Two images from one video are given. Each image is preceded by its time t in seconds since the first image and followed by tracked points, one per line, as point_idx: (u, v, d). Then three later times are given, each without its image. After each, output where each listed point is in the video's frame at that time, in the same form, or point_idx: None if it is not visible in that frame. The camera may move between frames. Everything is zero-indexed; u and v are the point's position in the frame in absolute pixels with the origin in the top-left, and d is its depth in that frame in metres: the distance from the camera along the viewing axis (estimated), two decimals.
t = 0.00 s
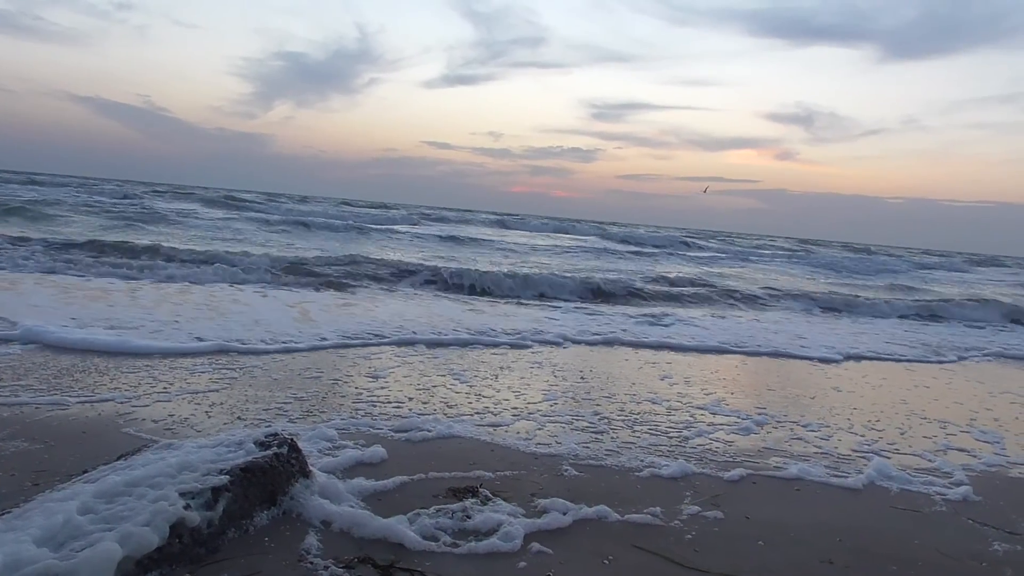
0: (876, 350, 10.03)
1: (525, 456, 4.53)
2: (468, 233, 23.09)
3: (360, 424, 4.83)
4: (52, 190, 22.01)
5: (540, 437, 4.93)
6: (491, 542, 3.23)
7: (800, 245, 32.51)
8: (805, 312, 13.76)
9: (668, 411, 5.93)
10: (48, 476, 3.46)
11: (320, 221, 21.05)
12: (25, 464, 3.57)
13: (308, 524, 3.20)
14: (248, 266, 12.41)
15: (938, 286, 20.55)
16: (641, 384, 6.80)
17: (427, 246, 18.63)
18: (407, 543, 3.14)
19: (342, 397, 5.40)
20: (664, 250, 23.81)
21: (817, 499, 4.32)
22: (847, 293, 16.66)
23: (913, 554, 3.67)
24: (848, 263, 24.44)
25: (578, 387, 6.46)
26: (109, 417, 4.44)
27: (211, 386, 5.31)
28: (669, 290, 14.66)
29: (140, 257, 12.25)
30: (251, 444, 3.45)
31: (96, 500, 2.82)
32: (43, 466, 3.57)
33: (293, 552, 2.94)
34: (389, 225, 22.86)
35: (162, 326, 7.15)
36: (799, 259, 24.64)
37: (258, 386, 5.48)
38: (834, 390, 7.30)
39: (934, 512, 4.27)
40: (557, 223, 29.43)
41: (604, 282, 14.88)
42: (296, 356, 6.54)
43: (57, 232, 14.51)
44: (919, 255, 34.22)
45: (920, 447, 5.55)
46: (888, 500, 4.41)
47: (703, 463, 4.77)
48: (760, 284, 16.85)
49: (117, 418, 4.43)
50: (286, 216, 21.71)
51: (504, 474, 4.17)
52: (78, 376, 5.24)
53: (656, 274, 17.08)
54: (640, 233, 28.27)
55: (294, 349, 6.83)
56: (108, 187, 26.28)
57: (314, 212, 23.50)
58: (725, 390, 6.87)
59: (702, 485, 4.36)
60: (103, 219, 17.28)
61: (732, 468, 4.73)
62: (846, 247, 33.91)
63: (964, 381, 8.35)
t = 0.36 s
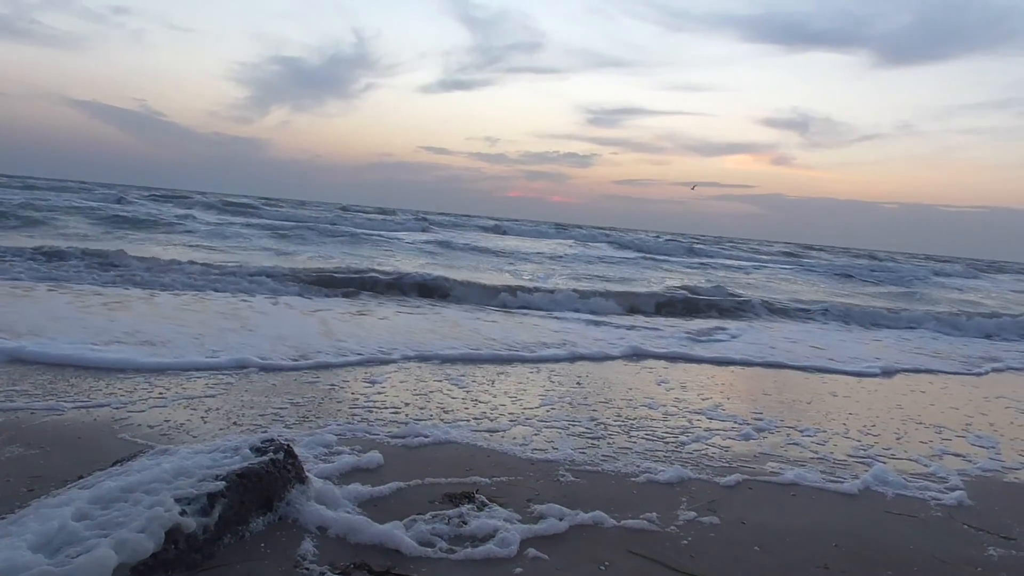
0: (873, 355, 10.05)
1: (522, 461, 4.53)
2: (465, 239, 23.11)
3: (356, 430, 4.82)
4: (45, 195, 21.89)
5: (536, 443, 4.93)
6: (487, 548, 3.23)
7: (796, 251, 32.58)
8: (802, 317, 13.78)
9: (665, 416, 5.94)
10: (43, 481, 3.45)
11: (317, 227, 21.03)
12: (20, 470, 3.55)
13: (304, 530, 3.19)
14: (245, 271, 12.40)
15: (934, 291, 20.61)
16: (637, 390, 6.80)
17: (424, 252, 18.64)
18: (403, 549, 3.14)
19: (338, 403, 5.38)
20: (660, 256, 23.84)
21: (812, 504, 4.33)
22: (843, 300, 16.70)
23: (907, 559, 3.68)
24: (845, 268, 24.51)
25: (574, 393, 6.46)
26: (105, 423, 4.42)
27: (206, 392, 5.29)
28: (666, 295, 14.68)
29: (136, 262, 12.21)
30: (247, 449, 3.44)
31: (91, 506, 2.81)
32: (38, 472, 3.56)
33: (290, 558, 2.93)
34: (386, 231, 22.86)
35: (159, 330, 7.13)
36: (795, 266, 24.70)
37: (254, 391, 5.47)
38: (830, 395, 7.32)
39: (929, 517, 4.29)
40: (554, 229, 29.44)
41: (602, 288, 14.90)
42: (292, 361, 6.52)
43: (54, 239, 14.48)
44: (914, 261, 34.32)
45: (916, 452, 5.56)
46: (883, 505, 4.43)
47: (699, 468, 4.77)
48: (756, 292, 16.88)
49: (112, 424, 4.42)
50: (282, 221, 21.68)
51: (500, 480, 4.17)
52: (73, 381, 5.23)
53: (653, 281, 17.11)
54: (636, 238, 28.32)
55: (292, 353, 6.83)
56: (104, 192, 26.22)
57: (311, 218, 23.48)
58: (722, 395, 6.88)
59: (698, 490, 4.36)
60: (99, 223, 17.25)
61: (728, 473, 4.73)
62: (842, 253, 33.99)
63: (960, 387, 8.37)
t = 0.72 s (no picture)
0: (870, 357, 10.08)
1: (522, 466, 4.53)
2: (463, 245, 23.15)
3: (356, 436, 4.82)
4: (41, 204, 21.88)
5: (536, 448, 4.93)
6: (488, 553, 3.23)
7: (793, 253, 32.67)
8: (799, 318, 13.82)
9: (664, 420, 5.95)
10: (42, 491, 3.44)
11: (315, 234, 21.06)
12: (20, 479, 3.55)
13: (304, 537, 3.19)
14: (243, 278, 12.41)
15: (930, 293, 20.68)
16: (637, 393, 6.81)
17: (422, 258, 18.65)
18: (403, 555, 3.14)
19: (337, 409, 5.38)
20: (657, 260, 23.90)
21: (812, 507, 4.34)
22: (839, 303, 16.75)
23: (907, 561, 3.68)
24: (842, 271, 24.59)
25: (574, 397, 6.47)
26: (103, 431, 4.42)
27: (205, 399, 5.29)
28: (663, 299, 14.72)
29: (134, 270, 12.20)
30: (247, 456, 3.44)
31: (91, 515, 2.80)
32: (36, 481, 3.55)
33: (290, 565, 2.93)
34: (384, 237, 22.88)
35: (157, 340, 7.13)
36: (793, 269, 24.77)
37: (253, 398, 5.47)
38: (828, 397, 7.33)
39: (930, 519, 4.29)
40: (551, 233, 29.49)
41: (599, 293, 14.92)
42: (290, 367, 6.52)
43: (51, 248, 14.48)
44: (911, 262, 34.42)
45: (915, 454, 5.57)
46: (883, 506, 4.44)
47: (699, 471, 4.78)
48: (754, 295, 16.92)
49: (112, 432, 4.42)
50: (280, 229, 21.68)
51: (500, 485, 4.18)
52: (71, 390, 5.22)
53: (650, 285, 17.14)
54: (634, 241, 28.37)
55: (289, 359, 6.82)
56: (101, 200, 26.22)
57: (309, 225, 23.51)
58: (721, 398, 6.89)
59: (699, 493, 4.37)
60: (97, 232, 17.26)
61: (727, 476, 4.74)
62: (839, 255, 34.09)
63: (958, 387, 8.40)
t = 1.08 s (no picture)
0: (871, 357, 10.07)
1: (523, 467, 4.52)
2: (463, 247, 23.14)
3: (357, 438, 4.81)
4: (40, 209, 21.85)
5: (537, 449, 4.92)
6: (489, 555, 3.22)
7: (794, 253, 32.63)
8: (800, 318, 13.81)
9: (665, 420, 5.94)
10: (42, 495, 3.43)
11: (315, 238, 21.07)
12: (20, 484, 3.54)
13: (305, 539, 3.18)
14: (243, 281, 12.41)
15: (931, 294, 20.66)
16: (638, 394, 6.78)
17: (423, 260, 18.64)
18: (404, 557, 3.12)
19: (338, 412, 5.37)
20: (658, 261, 23.89)
21: (815, 507, 4.32)
22: (840, 304, 16.74)
23: (910, 561, 3.67)
24: (842, 273, 24.58)
25: (575, 398, 6.45)
26: (104, 434, 4.41)
27: (205, 402, 5.27)
28: (664, 301, 14.70)
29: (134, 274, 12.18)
30: (247, 459, 3.43)
31: (91, 518, 2.79)
32: (36, 485, 3.54)
33: (291, 568, 2.92)
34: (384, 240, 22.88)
35: (157, 344, 7.12)
36: (793, 271, 24.74)
37: (253, 400, 5.46)
38: (829, 397, 7.31)
39: (932, 519, 4.27)
40: (551, 234, 29.49)
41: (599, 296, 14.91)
42: (290, 370, 6.50)
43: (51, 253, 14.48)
44: (911, 262, 34.38)
45: (916, 454, 5.56)
46: (885, 507, 4.42)
47: (700, 472, 4.76)
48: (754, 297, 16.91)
49: (112, 435, 4.41)
50: (280, 232, 21.69)
51: (501, 486, 4.16)
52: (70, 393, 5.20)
53: (651, 286, 17.12)
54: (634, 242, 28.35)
55: (290, 362, 6.80)
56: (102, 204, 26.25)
57: (309, 229, 23.54)
58: (722, 399, 6.87)
59: (700, 494, 4.35)
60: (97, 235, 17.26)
61: (729, 477, 4.73)
62: (839, 256, 34.07)
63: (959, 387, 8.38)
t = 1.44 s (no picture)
0: (873, 355, 10.05)
1: (524, 466, 4.51)
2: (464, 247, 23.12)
3: (358, 437, 4.80)
4: (40, 211, 21.82)
5: (538, 448, 4.91)
6: (491, 554, 3.21)
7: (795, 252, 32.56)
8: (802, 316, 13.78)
9: (667, 418, 5.92)
10: (43, 497, 3.43)
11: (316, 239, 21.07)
12: (20, 486, 3.53)
13: (306, 540, 3.17)
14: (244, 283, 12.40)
15: (932, 292, 20.62)
16: (640, 392, 6.77)
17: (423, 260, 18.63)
18: (406, 557, 3.12)
19: (339, 412, 5.36)
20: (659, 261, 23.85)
21: (817, 505, 4.31)
22: (842, 304, 16.70)
23: (913, 558, 3.66)
24: (843, 273, 24.53)
25: (576, 396, 6.44)
26: (104, 436, 4.40)
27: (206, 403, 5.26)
28: (665, 301, 14.69)
29: (135, 276, 12.17)
30: (248, 460, 3.43)
31: (92, 520, 2.79)
32: (36, 487, 3.54)
33: (292, 568, 2.91)
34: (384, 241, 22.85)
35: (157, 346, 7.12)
36: (795, 270, 24.69)
37: (254, 400, 5.45)
38: (832, 395, 7.30)
39: (935, 516, 4.26)
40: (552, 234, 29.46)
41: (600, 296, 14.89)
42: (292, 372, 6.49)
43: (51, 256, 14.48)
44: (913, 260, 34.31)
45: (918, 451, 5.54)
46: (888, 504, 4.41)
47: (701, 470, 4.76)
48: (755, 296, 16.89)
49: (113, 437, 4.40)
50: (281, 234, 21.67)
51: (502, 486, 4.15)
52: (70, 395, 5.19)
53: (652, 285, 17.09)
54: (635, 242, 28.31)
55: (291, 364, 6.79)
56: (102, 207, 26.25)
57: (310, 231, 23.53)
58: (724, 397, 6.86)
59: (702, 492, 4.35)
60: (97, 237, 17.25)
61: (730, 474, 4.72)
62: (840, 254, 34.03)
63: (962, 384, 8.36)
